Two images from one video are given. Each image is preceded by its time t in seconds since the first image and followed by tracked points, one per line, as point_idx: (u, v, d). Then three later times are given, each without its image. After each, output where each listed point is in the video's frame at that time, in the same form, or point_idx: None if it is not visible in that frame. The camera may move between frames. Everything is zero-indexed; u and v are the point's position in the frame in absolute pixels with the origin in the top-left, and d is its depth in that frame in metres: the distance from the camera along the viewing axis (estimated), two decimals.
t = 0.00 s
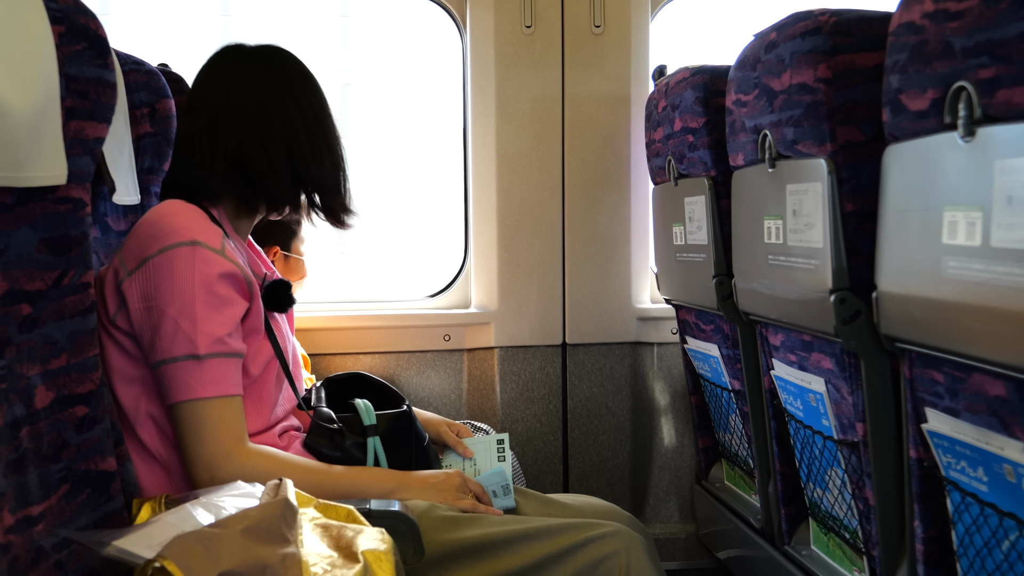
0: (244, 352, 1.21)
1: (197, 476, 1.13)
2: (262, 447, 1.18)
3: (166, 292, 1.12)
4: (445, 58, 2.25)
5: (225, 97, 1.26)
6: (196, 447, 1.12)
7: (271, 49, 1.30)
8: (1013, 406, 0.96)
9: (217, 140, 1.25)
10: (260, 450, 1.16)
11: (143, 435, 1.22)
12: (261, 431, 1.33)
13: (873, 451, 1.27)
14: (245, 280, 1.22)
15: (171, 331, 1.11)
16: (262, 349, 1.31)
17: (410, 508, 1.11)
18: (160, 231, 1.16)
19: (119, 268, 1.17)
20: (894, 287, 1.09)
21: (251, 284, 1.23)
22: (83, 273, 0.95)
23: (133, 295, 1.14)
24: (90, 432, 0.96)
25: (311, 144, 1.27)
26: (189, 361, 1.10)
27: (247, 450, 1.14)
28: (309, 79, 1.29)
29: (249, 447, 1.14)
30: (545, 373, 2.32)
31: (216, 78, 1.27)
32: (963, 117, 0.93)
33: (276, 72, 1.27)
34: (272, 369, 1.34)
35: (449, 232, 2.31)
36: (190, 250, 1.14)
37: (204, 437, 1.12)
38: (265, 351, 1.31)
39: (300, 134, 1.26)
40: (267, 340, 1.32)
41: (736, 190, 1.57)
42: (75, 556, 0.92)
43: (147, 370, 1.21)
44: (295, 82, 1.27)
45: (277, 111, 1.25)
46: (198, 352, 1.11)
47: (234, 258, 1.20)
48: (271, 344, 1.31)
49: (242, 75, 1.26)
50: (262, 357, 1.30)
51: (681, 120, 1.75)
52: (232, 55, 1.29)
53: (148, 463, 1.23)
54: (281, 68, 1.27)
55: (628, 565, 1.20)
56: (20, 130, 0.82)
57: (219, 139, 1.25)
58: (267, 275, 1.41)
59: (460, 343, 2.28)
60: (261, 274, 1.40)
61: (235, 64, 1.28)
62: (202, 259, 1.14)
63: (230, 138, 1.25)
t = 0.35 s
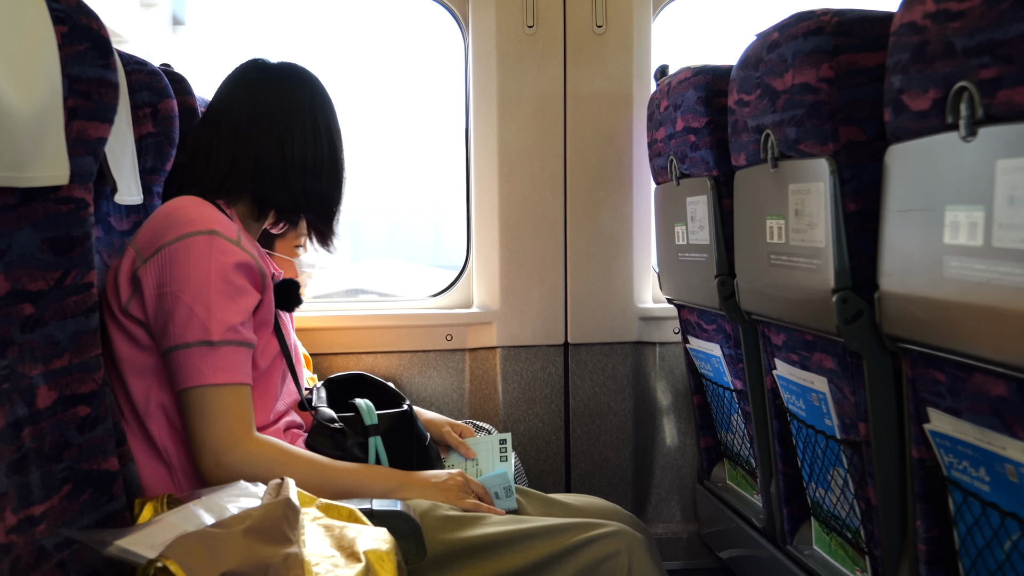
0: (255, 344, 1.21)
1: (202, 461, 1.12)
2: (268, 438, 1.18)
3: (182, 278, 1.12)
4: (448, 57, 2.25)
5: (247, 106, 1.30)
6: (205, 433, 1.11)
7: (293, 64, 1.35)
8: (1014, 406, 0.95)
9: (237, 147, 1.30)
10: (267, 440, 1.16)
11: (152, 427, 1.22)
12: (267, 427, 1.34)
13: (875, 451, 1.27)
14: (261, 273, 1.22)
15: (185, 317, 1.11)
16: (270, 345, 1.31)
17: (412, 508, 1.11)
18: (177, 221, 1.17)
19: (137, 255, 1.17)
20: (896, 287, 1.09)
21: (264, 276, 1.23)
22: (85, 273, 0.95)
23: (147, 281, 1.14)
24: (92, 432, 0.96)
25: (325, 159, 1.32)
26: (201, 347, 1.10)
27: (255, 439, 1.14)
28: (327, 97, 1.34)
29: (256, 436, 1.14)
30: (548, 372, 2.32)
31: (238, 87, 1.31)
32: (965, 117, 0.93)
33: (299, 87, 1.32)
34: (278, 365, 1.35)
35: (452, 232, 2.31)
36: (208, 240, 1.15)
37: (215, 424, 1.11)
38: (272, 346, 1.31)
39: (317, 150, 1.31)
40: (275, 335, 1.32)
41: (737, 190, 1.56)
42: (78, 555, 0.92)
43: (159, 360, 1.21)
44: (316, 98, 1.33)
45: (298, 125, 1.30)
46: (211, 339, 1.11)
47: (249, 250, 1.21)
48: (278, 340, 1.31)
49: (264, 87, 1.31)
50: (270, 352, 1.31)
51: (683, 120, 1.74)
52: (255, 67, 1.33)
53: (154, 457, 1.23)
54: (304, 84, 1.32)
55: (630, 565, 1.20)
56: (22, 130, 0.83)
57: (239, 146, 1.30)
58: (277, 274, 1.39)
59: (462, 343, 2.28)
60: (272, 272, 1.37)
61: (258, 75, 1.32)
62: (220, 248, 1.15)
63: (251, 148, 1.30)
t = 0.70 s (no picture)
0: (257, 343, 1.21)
1: (203, 460, 1.12)
2: (269, 437, 1.18)
3: (184, 278, 1.12)
4: (450, 57, 2.25)
5: (247, 106, 1.30)
6: (205, 433, 1.11)
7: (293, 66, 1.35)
8: (1017, 406, 0.95)
9: (238, 146, 1.30)
10: (268, 440, 1.16)
11: (154, 426, 1.22)
12: (270, 425, 1.35)
13: (877, 451, 1.27)
14: (262, 272, 1.22)
15: (187, 316, 1.11)
16: (273, 343, 1.31)
17: (414, 508, 1.11)
18: (180, 220, 1.17)
19: (139, 255, 1.17)
20: (899, 287, 1.09)
21: (266, 275, 1.23)
22: (87, 272, 0.95)
23: (149, 281, 1.14)
24: (94, 431, 0.97)
25: (326, 161, 1.33)
26: (203, 347, 1.10)
27: (256, 438, 1.13)
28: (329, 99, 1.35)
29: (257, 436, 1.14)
30: (549, 372, 2.32)
31: (238, 87, 1.32)
32: (968, 117, 0.93)
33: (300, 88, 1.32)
34: (280, 363, 1.35)
35: (454, 231, 2.31)
36: (210, 239, 1.15)
37: (216, 423, 1.11)
38: (275, 345, 1.31)
39: (318, 152, 1.32)
40: (277, 334, 1.32)
41: (739, 189, 1.56)
42: (80, 554, 0.92)
43: (160, 360, 1.22)
44: (317, 100, 1.33)
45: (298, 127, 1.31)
46: (213, 338, 1.11)
47: (251, 249, 1.21)
48: (280, 339, 1.31)
49: (265, 89, 1.31)
50: (272, 351, 1.31)
51: (685, 120, 1.74)
52: (257, 68, 1.34)
53: (157, 458, 1.24)
54: (305, 87, 1.33)
55: (632, 565, 1.20)
56: (25, 130, 0.83)
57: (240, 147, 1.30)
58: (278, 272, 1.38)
59: (463, 342, 2.28)
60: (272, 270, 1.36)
61: (260, 77, 1.32)
62: (221, 247, 1.15)
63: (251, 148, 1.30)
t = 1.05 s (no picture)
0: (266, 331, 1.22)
1: (204, 441, 1.12)
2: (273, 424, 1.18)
3: (199, 259, 1.13)
4: (449, 57, 2.25)
5: (268, 131, 1.32)
6: (211, 413, 1.11)
7: (318, 96, 1.37)
8: (1013, 406, 0.95)
9: (252, 165, 1.31)
10: (272, 427, 1.16)
11: (161, 412, 1.22)
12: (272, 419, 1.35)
13: (874, 450, 1.27)
14: (275, 261, 1.23)
15: (199, 296, 1.12)
16: (277, 337, 1.33)
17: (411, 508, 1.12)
18: (198, 206, 1.19)
19: (153, 239, 1.19)
20: (895, 286, 1.09)
21: (279, 266, 1.24)
22: (84, 273, 0.95)
23: (164, 261, 1.15)
24: (91, 431, 0.97)
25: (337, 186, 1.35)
26: (214, 327, 1.10)
27: (260, 424, 1.14)
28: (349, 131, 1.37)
29: (262, 422, 1.14)
30: (547, 372, 2.32)
31: (260, 110, 1.34)
32: (964, 118, 0.93)
33: (323, 119, 1.34)
34: (284, 357, 1.37)
35: (453, 231, 2.31)
36: (227, 224, 1.16)
37: (226, 404, 1.11)
38: (279, 339, 1.33)
39: (332, 181, 1.34)
40: (282, 329, 1.34)
41: (738, 190, 1.55)
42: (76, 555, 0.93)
43: (171, 345, 1.22)
44: (338, 129, 1.35)
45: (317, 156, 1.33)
46: (224, 319, 1.11)
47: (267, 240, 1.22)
48: (286, 333, 1.34)
49: (286, 115, 1.33)
50: (277, 343, 1.32)
51: (683, 120, 1.74)
52: (281, 93, 1.35)
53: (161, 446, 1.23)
54: (327, 118, 1.35)
55: (629, 564, 1.20)
56: (21, 129, 0.83)
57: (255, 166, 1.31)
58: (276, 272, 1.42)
59: (462, 342, 2.28)
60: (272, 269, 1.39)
61: (282, 101, 1.34)
62: (237, 233, 1.16)
63: (266, 169, 1.31)
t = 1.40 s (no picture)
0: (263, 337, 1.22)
1: (201, 447, 1.11)
2: (271, 431, 1.17)
3: (199, 263, 1.13)
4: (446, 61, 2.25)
5: (257, 123, 1.32)
6: (209, 416, 1.11)
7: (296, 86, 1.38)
8: (1010, 409, 0.96)
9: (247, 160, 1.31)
10: (271, 432, 1.15)
11: (158, 418, 1.21)
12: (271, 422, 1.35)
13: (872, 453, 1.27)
14: (274, 267, 1.23)
15: (198, 302, 1.11)
16: (275, 342, 1.32)
17: (409, 513, 1.11)
18: (198, 210, 1.19)
19: (152, 245, 1.19)
20: (892, 290, 1.09)
21: (276, 272, 1.24)
22: (81, 277, 0.95)
23: (164, 265, 1.16)
24: (87, 435, 0.96)
25: (327, 187, 1.34)
26: (212, 332, 1.10)
27: (260, 429, 1.13)
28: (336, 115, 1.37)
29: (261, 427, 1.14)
30: (544, 376, 2.32)
31: (246, 107, 1.34)
32: (960, 121, 0.93)
33: (301, 120, 1.32)
34: (280, 362, 1.37)
35: (450, 235, 2.31)
36: (226, 230, 1.16)
37: (225, 408, 1.11)
38: (277, 345, 1.33)
39: (321, 181, 1.33)
40: (278, 335, 1.33)
41: (734, 193, 1.56)
42: (73, 560, 0.92)
43: (168, 351, 1.22)
44: (318, 130, 1.34)
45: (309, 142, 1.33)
46: (223, 325, 1.11)
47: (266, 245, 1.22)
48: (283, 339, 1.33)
49: (266, 122, 1.32)
50: (275, 348, 1.32)
51: (680, 123, 1.74)
52: (263, 88, 1.36)
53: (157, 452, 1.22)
54: (313, 104, 1.35)
55: (627, 567, 1.20)
56: (17, 133, 0.83)
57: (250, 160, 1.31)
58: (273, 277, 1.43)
59: (459, 345, 2.28)
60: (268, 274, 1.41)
61: (257, 111, 1.33)
62: (237, 239, 1.16)
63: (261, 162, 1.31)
